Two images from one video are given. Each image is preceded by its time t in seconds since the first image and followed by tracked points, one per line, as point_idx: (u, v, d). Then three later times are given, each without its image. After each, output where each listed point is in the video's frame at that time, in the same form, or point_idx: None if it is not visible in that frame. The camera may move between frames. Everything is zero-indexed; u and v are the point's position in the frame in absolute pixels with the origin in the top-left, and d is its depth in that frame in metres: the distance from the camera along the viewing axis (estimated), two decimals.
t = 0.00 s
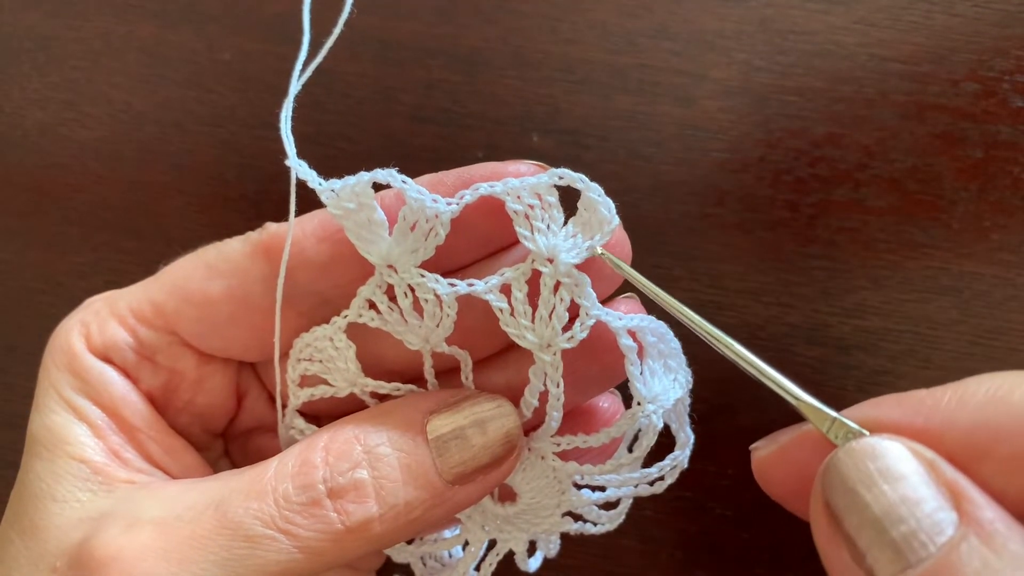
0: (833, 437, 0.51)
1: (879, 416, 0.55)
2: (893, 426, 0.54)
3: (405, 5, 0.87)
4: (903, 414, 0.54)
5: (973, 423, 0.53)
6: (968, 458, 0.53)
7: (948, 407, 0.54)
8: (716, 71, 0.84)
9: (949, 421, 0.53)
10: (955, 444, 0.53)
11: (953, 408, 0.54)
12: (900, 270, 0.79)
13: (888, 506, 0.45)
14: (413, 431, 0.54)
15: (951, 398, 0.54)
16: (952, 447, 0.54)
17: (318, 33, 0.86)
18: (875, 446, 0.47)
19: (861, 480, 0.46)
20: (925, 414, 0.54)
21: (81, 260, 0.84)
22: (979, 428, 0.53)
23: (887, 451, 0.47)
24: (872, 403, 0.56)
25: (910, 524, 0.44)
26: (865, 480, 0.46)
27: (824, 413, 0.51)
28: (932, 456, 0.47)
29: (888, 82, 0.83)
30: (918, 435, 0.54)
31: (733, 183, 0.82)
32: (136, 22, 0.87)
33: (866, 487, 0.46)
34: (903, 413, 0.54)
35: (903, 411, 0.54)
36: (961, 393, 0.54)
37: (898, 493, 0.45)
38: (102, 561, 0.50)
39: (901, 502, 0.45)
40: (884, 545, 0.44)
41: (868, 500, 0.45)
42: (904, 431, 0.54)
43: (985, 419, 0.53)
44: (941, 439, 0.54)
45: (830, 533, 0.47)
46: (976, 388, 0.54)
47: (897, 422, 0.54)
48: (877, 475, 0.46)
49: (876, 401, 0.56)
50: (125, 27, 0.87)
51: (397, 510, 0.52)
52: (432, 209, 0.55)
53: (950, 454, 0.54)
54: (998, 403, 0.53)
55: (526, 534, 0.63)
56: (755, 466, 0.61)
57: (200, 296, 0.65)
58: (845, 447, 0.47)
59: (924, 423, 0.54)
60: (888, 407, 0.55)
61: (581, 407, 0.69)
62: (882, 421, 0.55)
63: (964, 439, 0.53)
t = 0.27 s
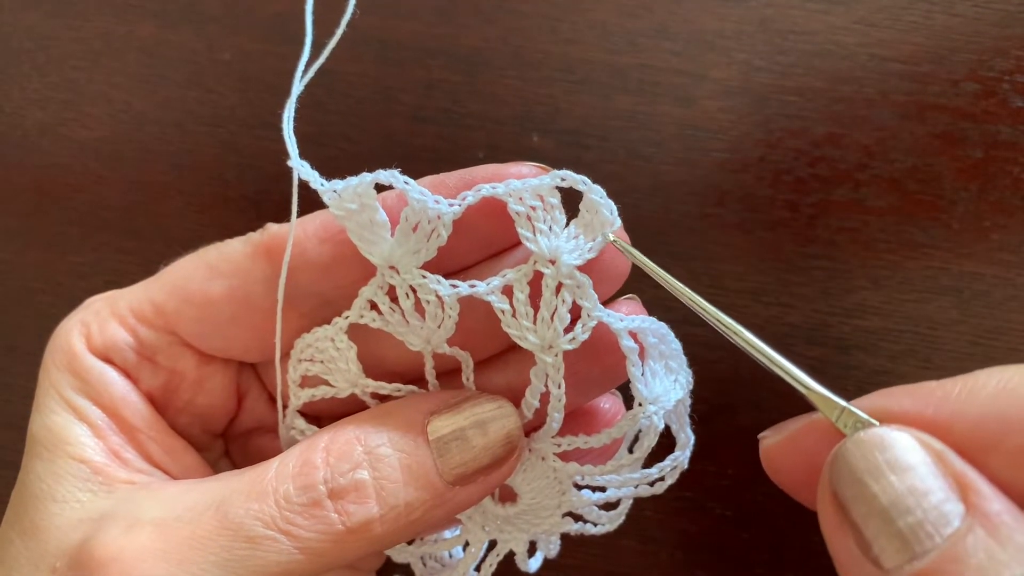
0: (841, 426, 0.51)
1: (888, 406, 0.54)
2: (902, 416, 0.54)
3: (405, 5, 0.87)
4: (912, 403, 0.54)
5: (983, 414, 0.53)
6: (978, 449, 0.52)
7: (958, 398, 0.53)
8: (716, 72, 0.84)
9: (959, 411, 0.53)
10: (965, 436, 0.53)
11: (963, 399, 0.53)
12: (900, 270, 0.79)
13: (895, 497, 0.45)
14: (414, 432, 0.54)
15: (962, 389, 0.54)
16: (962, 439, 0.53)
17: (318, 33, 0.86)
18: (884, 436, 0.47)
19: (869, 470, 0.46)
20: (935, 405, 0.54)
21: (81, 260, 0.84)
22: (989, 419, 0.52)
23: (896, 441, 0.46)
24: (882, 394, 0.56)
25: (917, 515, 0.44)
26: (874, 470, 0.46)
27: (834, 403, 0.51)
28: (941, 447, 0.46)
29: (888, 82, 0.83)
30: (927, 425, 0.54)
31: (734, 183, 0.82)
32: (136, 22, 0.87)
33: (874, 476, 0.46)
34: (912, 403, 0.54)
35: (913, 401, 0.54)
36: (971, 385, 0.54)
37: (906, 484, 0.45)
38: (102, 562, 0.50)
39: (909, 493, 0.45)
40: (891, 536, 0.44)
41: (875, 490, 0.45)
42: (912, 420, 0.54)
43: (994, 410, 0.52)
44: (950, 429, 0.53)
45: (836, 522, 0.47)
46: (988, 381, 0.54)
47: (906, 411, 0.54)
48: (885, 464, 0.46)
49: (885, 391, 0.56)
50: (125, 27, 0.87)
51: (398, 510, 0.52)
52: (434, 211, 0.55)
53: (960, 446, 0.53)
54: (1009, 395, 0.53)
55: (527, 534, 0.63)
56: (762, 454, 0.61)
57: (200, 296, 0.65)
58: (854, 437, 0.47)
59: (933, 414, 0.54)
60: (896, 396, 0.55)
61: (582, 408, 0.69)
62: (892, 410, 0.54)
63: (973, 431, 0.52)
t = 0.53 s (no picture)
0: (850, 419, 0.51)
1: (898, 400, 0.55)
2: (910, 410, 0.54)
3: (405, 5, 0.86)
4: (921, 397, 0.54)
5: (991, 407, 0.52)
6: (986, 443, 0.52)
7: (967, 392, 0.53)
8: (716, 72, 0.84)
9: (967, 405, 0.53)
10: (974, 430, 0.53)
11: (972, 392, 0.53)
12: (900, 270, 0.79)
13: (902, 489, 0.45)
14: (414, 432, 0.54)
15: (970, 383, 0.53)
16: (971, 432, 0.53)
17: (318, 32, 0.86)
18: (891, 430, 0.47)
19: (876, 463, 0.46)
20: (943, 398, 0.54)
21: (81, 260, 0.84)
22: (998, 413, 0.52)
23: (905, 434, 0.47)
24: (891, 388, 0.56)
25: (925, 506, 0.44)
26: (881, 462, 0.46)
27: (843, 396, 0.51)
28: (949, 441, 0.47)
29: (888, 82, 0.83)
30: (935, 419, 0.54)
31: (734, 183, 0.82)
32: (135, 22, 0.87)
33: (882, 468, 0.46)
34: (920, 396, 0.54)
35: (921, 394, 0.54)
36: (981, 378, 0.53)
37: (914, 477, 0.45)
38: (102, 563, 0.50)
39: (916, 485, 0.45)
40: (897, 528, 0.44)
41: (882, 482, 0.45)
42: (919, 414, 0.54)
43: (1002, 404, 0.52)
44: (959, 423, 0.53)
45: (843, 515, 0.47)
46: (998, 374, 0.53)
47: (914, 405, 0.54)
48: (893, 456, 0.46)
49: (894, 386, 0.56)
50: (125, 27, 0.87)
51: (398, 510, 0.52)
52: (434, 210, 0.55)
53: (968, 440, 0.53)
54: (1019, 388, 0.52)
55: (527, 534, 0.63)
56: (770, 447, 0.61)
57: (200, 297, 0.65)
58: (862, 430, 0.47)
59: (942, 407, 0.53)
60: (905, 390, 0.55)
61: (582, 407, 0.69)
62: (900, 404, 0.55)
63: (982, 424, 0.52)
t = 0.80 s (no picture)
0: (849, 418, 0.51)
1: (896, 398, 0.55)
2: (909, 408, 0.54)
3: (405, 5, 0.86)
4: (919, 396, 0.54)
5: (989, 406, 0.52)
6: (984, 442, 0.52)
7: (966, 390, 0.53)
8: (716, 72, 0.84)
9: (965, 404, 0.53)
10: (972, 428, 0.53)
11: (970, 391, 0.53)
12: (900, 270, 0.79)
13: (901, 488, 0.45)
14: (413, 433, 0.54)
15: (968, 381, 0.53)
16: (969, 430, 0.53)
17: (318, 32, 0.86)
18: (890, 428, 0.47)
19: (875, 461, 0.46)
20: (942, 397, 0.54)
21: (81, 260, 0.84)
22: (996, 411, 0.52)
23: (904, 433, 0.47)
24: (890, 387, 0.56)
25: (923, 505, 0.44)
26: (880, 461, 0.46)
27: (841, 394, 0.51)
28: (948, 440, 0.47)
29: (888, 82, 0.83)
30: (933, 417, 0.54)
31: (734, 183, 0.82)
32: (135, 22, 0.87)
33: (881, 467, 0.46)
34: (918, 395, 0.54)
35: (920, 393, 0.54)
36: (979, 377, 0.53)
37: (912, 476, 0.45)
38: (102, 563, 0.50)
39: (915, 484, 0.45)
40: (896, 526, 0.44)
41: (881, 480, 0.45)
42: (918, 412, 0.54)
43: (1001, 403, 0.52)
44: (957, 421, 0.53)
45: (843, 513, 0.47)
46: (997, 372, 0.53)
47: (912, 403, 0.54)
48: (892, 455, 0.46)
49: (893, 384, 0.56)
50: (125, 27, 0.87)
51: (398, 510, 0.52)
52: (434, 211, 0.55)
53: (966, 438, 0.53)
54: (1017, 387, 0.52)
55: (527, 534, 0.63)
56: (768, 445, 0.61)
57: (200, 297, 0.65)
58: (860, 429, 0.47)
59: (940, 406, 0.53)
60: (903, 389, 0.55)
61: (582, 407, 0.69)
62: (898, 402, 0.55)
63: (980, 423, 0.52)
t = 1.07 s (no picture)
0: (846, 419, 0.51)
1: (893, 400, 0.55)
2: (906, 410, 0.54)
3: (405, 5, 0.87)
4: (916, 397, 0.54)
5: (985, 406, 0.52)
6: (981, 442, 0.52)
7: (962, 391, 0.53)
8: (716, 71, 0.84)
9: (962, 404, 0.53)
10: (969, 429, 0.53)
11: (966, 392, 0.53)
12: (900, 270, 0.79)
13: (898, 489, 0.45)
14: (414, 432, 0.54)
15: (964, 382, 0.53)
16: (965, 431, 0.53)
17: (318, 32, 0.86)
18: (887, 430, 0.47)
19: (872, 463, 0.46)
20: (938, 398, 0.54)
21: (81, 260, 0.84)
22: (992, 412, 0.52)
23: (900, 434, 0.47)
24: (887, 389, 0.56)
25: (920, 505, 0.44)
26: (877, 462, 0.46)
27: (838, 396, 0.51)
28: (944, 441, 0.47)
29: (888, 82, 0.83)
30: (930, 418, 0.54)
31: (734, 183, 0.82)
32: (136, 22, 0.87)
33: (877, 468, 0.46)
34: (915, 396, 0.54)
35: (917, 394, 0.54)
36: (974, 378, 0.53)
37: (909, 476, 0.45)
38: (102, 563, 0.50)
39: (912, 484, 0.45)
40: (893, 527, 0.44)
41: (878, 481, 0.45)
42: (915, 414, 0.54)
43: (997, 403, 0.52)
44: (954, 422, 0.53)
45: (840, 514, 0.47)
46: (992, 373, 0.53)
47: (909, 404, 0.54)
48: (889, 456, 0.46)
49: (889, 386, 0.56)
50: (125, 27, 0.87)
51: (398, 510, 0.52)
52: (435, 212, 0.55)
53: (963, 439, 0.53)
54: (1012, 387, 0.52)
55: (527, 533, 0.63)
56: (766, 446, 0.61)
57: (200, 297, 0.65)
58: (857, 430, 0.47)
59: (937, 407, 0.53)
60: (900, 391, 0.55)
61: (582, 408, 0.69)
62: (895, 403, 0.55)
63: (977, 423, 0.52)
